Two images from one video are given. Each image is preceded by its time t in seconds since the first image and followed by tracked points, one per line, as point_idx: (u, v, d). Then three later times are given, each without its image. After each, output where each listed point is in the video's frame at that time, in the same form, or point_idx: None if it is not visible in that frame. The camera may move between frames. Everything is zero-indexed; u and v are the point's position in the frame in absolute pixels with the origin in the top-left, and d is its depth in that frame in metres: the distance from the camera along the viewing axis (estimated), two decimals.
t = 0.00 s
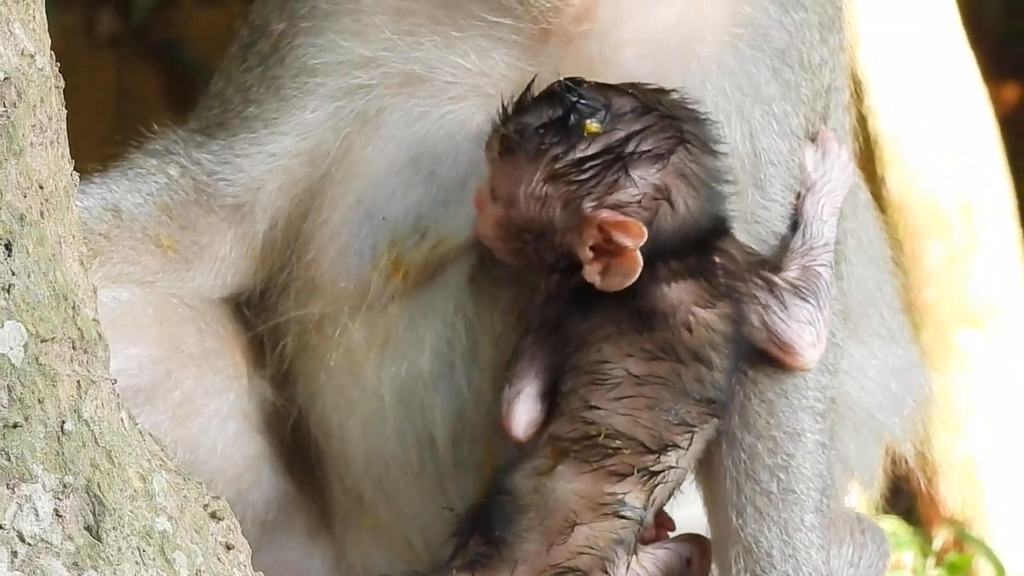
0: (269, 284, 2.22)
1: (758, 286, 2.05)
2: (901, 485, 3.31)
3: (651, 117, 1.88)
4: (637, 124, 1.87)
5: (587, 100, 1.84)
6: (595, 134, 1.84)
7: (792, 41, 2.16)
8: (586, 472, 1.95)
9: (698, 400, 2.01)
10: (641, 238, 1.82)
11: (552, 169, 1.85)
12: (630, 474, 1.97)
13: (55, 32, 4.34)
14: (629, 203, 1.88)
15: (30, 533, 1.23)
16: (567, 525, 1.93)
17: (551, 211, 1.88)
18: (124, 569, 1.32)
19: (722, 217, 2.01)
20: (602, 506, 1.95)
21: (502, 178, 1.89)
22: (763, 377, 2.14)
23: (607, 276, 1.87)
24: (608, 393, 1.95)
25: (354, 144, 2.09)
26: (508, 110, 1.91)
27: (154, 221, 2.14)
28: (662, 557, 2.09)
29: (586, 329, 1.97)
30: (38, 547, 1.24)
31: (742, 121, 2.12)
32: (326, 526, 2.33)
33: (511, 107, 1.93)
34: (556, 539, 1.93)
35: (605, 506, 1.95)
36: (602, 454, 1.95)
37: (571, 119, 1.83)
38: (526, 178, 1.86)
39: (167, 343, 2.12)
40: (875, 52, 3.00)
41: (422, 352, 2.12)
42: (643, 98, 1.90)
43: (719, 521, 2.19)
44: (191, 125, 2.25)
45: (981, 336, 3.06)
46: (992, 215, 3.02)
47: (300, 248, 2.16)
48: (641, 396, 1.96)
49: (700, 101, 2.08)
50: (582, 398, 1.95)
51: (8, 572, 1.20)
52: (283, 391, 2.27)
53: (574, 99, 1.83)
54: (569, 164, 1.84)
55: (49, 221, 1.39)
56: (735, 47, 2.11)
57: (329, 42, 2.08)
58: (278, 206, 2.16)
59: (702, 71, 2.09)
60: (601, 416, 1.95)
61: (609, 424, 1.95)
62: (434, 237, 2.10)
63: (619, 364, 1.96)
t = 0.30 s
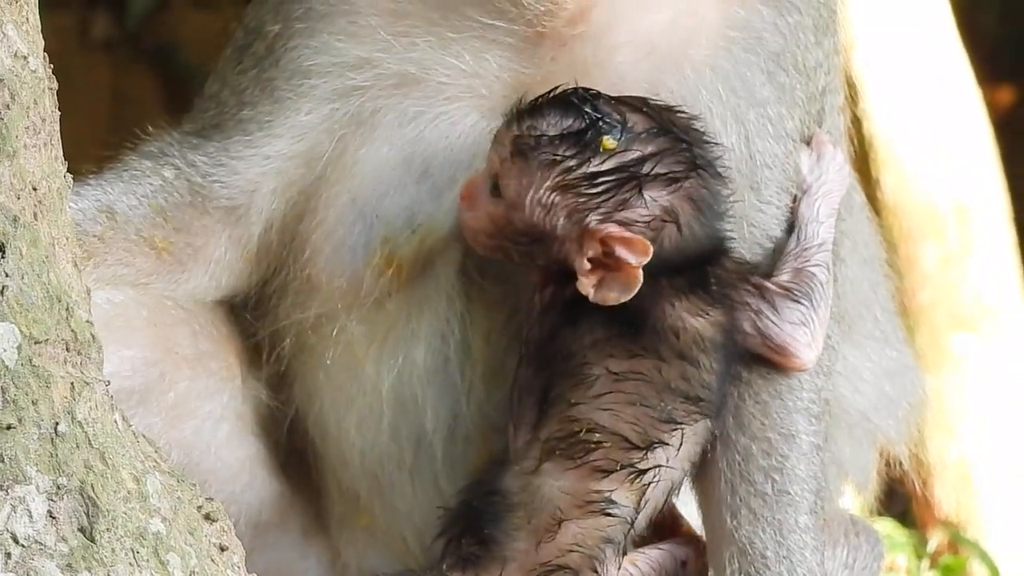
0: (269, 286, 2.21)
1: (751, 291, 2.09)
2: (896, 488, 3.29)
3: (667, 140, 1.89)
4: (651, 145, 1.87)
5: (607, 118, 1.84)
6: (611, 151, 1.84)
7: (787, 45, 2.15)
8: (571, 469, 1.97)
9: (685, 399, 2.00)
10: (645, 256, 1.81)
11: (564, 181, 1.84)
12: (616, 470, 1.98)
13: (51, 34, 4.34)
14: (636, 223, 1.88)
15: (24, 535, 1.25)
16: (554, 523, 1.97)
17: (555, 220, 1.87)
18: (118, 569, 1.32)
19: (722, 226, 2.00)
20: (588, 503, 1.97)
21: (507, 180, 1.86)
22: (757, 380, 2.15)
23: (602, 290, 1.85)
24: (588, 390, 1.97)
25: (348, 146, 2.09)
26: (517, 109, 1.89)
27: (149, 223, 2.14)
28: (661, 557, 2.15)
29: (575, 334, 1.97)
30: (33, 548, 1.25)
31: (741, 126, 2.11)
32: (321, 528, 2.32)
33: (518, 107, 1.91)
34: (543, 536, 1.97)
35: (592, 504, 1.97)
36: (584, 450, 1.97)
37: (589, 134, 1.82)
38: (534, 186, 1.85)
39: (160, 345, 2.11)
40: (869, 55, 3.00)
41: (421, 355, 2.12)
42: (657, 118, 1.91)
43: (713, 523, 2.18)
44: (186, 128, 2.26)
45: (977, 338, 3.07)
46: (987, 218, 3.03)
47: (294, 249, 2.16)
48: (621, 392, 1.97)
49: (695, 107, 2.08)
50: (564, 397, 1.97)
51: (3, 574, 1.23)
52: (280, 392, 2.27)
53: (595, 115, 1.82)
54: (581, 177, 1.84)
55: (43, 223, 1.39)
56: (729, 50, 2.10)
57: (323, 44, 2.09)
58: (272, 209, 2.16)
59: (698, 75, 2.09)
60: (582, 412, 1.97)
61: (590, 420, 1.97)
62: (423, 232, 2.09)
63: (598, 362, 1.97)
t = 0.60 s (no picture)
0: (263, 285, 2.22)
1: (741, 291, 2.06)
2: (888, 491, 3.31)
3: (675, 137, 1.90)
4: (660, 141, 1.89)
5: (616, 114, 1.86)
6: (620, 145, 1.85)
7: (780, 47, 2.15)
8: (568, 471, 1.97)
9: (684, 402, 2.00)
10: (653, 251, 1.81)
11: (573, 173, 1.85)
12: (612, 473, 1.98)
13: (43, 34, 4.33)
14: (644, 218, 1.88)
15: (14, 534, 1.26)
16: (547, 524, 1.97)
17: (562, 214, 1.87)
18: (108, 569, 1.33)
19: (720, 226, 2.00)
20: (583, 506, 1.97)
21: (515, 173, 1.87)
22: (750, 381, 2.14)
23: (606, 285, 1.84)
24: (588, 393, 1.97)
25: (342, 145, 2.09)
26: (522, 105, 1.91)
27: (141, 223, 2.14)
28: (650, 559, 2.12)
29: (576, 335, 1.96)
30: (22, 547, 1.26)
31: (730, 128, 2.11)
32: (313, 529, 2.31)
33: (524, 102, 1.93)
34: (536, 537, 1.97)
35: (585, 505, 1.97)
36: (582, 453, 1.97)
37: (598, 129, 1.84)
38: (543, 179, 1.86)
39: (152, 346, 2.11)
40: (862, 58, 3.00)
41: (416, 352, 2.12)
42: (665, 116, 1.92)
43: (705, 525, 2.18)
44: (180, 127, 2.25)
45: (969, 342, 3.07)
46: (980, 221, 3.03)
47: (290, 248, 2.16)
48: (620, 395, 1.97)
49: (689, 107, 2.08)
50: (563, 401, 1.97)
51: None
52: (273, 390, 2.27)
53: (604, 111, 1.85)
54: (591, 170, 1.85)
55: (34, 223, 1.39)
56: (723, 53, 2.10)
57: (317, 44, 2.09)
58: (266, 208, 2.16)
59: (691, 77, 2.09)
60: (581, 416, 1.97)
61: (589, 423, 1.97)
62: (415, 229, 2.08)
63: (599, 365, 1.97)
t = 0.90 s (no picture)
0: (257, 285, 2.23)
1: (748, 295, 2.06)
2: (883, 492, 3.28)
3: (684, 142, 1.91)
4: (668, 148, 1.90)
5: (623, 124, 1.87)
6: (629, 155, 1.86)
7: (775, 48, 2.16)
8: (570, 478, 1.97)
9: (691, 412, 2.02)
10: (669, 260, 1.83)
11: (584, 187, 1.86)
12: (614, 482, 1.98)
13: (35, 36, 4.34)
14: (657, 226, 1.89)
15: (6, 536, 1.27)
16: (545, 531, 1.97)
17: (574, 227, 1.88)
18: (101, 572, 1.34)
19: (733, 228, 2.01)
20: (582, 514, 1.97)
21: (526, 189, 1.88)
22: (749, 381, 2.14)
23: (621, 295, 1.86)
24: (597, 399, 1.97)
25: (337, 147, 2.09)
26: (525, 120, 1.92)
27: (135, 224, 2.14)
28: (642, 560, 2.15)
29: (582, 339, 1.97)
30: (15, 549, 1.27)
31: (726, 127, 2.12)
32: (307, 530, 2.30)
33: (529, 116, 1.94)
34: (533, 543, 1.97)
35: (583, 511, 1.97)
36: (586, 461, 1.97)
37: (607, 140, 1.85)
38: (554, 194, 1.87)
39: (144, 347, 2.09)
40: (855, 59, 3.01)
41: (412, 352, 2.12)
42: (670, 122, 1.93)
43: (699, 526, 2.18)
44: (173, 128, 2.26)
45: (962, 343, 3.06)
46: (972, 223, 3.03)
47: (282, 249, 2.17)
48: (629, 402, 1.98)
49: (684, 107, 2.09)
50: (571, 405, 1.97)
51: None
52: (265, 391, 2.26)
53: (611, 122, 1.85)
54: (601, 183, 1.86)
55: (26, 224, 1.39)
56: (718, 54, 2.11)
57: (310, 46, 2.09)
58: (260, 209, 2.16)
59: (687, 78, 2.09)
60: (589, 422, 1.97)
61: (595, 430, 1.97)
62: (418, 232, 2.08)
63: (609, 371, 1.97)
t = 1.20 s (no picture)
0: (248, 284, 2.22)
1: (759, 301, 2.06)
2: (875, 495, 3.24)
3: (642, 126, 1.85)
4: (627, 128, 1.83)
5: (591, 99, 1.82)
6: (588, 128, 1.80)
7: (772, 50, 2.16)
8: (575, 493, 1.98)
9: (693, 424, 2.01)
10: (608, 251, 1.79)
11: (541, 157, 1.80)
12: (618, 498, 2.00)
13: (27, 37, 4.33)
14: (598, 207, 1.83)
15: None
16: (550, 545, 1.98)
17: (534, 203, 1.81)
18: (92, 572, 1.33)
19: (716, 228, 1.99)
20: (587, 530, 1.99)
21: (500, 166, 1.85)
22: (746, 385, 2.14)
23: (577, 286, 1.83)
24: (602, 414, 1.95)
25: (330, 147, 2.08)
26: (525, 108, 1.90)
27: (128, 225, 2.11)
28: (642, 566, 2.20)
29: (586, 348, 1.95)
30: (5, 549, 1.25)
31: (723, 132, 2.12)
32: (298, 532, 2.31)
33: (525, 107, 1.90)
34: (536, 559, 1.98)
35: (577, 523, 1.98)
36: (591, 477, 1.97)
37: (570, 111, 1.80)
38: (521, 166, 1.81)
39: (136, 346, 2.10)
40: (849, 61, 3.01)
41: (400, 359, 2.16)
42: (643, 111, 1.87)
43: (693, 529, 2.19)
44: (167, 127, 2.24)
45: (955, 346, 3.01)
46: (966, 225, 3.00)
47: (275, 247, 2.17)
48: (635, 418, 1.96)
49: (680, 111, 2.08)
50: (575, 419, 1.95)
51: None
52: (254, 390, 2.28)
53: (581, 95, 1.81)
54: (558, 154, 1.79)
55: (18, 224, 1.40)
56: (716, 56, 2.10)
57: (305, 47, 2.07)
58: (253, 209, 2.15)
59: (684, 79, 2.08)
60: (594, 438, 1.96)
61: (601, 447, 1.96)
62: (420, 239, 2.10)
63: (614, 385, 1.95)
